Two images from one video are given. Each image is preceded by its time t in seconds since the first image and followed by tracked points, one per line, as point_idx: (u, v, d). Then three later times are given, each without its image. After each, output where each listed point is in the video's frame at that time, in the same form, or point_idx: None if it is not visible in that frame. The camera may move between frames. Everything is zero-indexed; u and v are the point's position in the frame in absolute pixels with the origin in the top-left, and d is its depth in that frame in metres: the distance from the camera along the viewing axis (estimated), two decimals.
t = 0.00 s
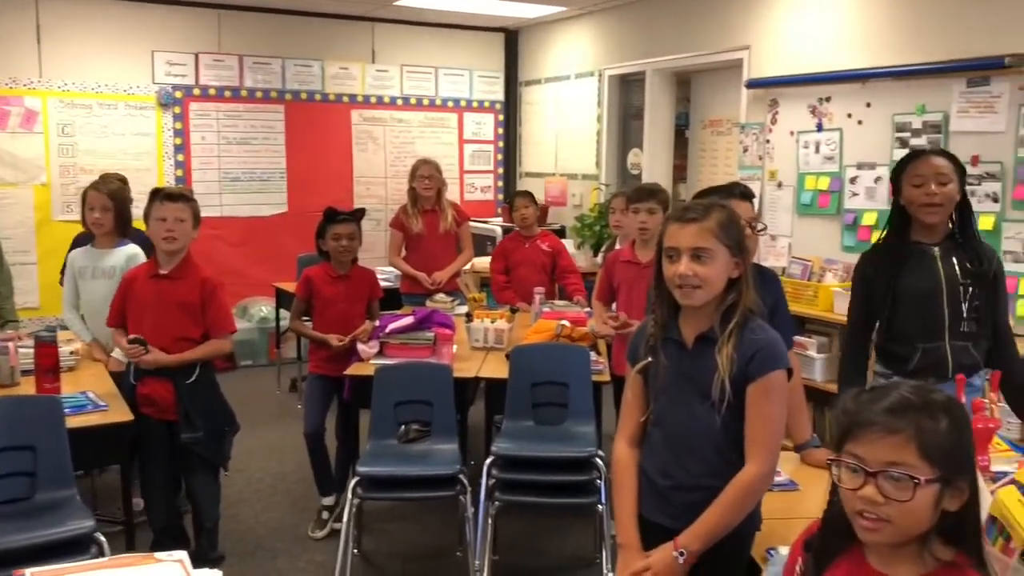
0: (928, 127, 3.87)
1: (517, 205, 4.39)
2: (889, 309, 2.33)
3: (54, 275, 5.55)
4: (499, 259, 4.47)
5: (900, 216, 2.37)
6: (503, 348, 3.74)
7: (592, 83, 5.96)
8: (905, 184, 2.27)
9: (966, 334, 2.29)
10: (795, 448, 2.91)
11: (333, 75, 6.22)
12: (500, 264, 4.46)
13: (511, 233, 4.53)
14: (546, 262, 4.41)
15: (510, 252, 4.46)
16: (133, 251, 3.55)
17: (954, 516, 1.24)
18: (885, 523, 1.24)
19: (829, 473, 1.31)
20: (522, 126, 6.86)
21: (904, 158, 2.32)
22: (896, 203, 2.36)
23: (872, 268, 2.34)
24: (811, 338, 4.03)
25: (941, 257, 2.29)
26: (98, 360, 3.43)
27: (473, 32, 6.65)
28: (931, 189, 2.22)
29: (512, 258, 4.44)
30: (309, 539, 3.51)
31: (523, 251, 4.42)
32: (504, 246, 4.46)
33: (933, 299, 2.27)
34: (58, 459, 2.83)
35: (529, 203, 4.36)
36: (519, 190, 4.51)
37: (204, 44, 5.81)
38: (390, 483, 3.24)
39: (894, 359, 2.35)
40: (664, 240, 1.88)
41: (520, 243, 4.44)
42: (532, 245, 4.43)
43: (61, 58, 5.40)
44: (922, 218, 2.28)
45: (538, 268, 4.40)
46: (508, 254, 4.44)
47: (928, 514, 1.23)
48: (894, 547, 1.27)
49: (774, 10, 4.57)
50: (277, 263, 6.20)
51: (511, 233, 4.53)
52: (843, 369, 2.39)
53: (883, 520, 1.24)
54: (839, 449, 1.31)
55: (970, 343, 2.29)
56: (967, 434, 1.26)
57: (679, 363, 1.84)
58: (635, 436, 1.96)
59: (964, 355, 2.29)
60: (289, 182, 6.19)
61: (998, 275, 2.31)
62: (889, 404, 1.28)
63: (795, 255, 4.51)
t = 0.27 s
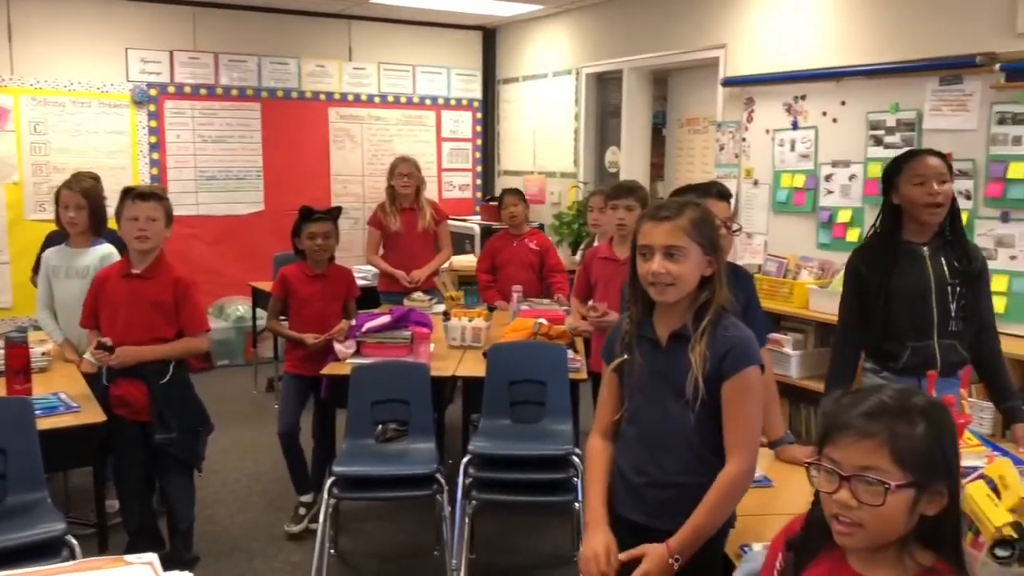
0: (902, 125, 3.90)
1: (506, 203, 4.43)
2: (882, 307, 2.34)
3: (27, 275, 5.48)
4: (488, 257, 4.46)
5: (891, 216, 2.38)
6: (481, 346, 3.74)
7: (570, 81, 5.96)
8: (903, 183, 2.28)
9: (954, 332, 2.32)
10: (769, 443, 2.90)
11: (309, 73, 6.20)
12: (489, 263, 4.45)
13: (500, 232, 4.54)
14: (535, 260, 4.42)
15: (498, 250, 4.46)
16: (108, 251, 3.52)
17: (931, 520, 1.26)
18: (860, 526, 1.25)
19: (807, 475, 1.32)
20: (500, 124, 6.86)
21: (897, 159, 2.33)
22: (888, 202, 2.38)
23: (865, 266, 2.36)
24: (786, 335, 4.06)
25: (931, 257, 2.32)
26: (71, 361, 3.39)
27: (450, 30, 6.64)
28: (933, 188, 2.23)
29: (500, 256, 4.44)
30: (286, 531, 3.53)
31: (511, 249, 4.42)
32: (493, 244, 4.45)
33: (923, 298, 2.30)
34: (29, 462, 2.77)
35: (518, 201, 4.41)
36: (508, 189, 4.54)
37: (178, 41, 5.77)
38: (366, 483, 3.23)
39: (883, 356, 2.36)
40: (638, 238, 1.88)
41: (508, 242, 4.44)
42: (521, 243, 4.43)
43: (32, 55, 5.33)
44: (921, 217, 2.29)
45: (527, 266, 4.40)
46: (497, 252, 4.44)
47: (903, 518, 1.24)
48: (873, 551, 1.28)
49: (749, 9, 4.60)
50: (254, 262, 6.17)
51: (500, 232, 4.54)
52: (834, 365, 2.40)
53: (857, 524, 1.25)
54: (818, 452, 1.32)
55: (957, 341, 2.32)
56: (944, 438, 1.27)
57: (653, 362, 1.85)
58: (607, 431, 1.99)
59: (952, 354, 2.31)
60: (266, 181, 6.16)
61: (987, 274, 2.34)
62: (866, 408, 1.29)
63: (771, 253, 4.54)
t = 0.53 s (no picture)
0: (877, 124, 3.93)
1: (497, 203, 4.44)
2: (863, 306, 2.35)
3: None
4: (477, 255, 4.45)
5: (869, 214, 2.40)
6: (459, 346, 3.74)
7: (548, 81, 5.97)
8: (883, 181, 2.30)
9: (932, 330, 2.34)
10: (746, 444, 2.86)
11: (286, 72, 6.17)
12: (478, 261, 4.44)
13: (490, 232, 4.54)
14: (524, 260, 4.42)
15: (487, 249, 4.45)
16: (85, 251, 3.50)
17: (910, 522, 1.28)
18: (839, 529, 1.27)
19: (787, 476, 1.34)
20: (478, 124, 6.85)
21: (875, 158, 2.36)
22: (865, 201, 2.40)
23: (845, 265, 2.37)
24: (764, 334, 4.08)
25: (908, 255, 2.34)
26: (42, 364, 3.35)
27: (428, 29, 6.63)
28: (913, 185, 2.27)
29: (490, 255, 4.44)
30: (263, 531, 3.52)
31: (501, 248, 4.42)
32: (482, 243, 4.45)
33: (902, 295, 2.31)
34: None
35: (510, 202, 4.43)
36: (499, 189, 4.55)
37: (154, 40, 5.72)
38: (342, 484, 3.21)
39: (863, 354, 2.36)
40: (612, 239, 1.88)
41: (498, 241, 4.44)
42: (510, 243, 4.44)
43: (5, 53, 5.27)
44: (901, 214, 2.31)
45: (515, 266, 4.40)
46: (486, 251, 4.43)
47: (882, 522, 1.26)
48: (852, 553, 1.30)
49: (725, 9, 4.62)
50: (231, 262, 6.14)
51: (490, 232, 4.54)
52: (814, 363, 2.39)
53: (835, 527, 1.27)
54: (800, 454, 1.34)
55: (935, 338, 2.34)
56: (923, 443, 1.28)
57: (629, 361, 1.86)
58: (584, 428, 2.01)
59: (930, 351, 2.33)
60: (243, 180, 6.13)
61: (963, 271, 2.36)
62: (848, 412, 1.31)
63: (748, 252, 4.57)
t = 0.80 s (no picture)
0: (852, 124, 3.96)
1: (486, 204, 4.40)
2: (820, 306, 2.39)
3: None
4: (466, 257, 4.43)
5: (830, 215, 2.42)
6: (437, 346, 3.73)
7: (526, 80, 5.97)
8: (841, 180, 2.31)
9: (893, 328, 2.34)
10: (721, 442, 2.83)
11: (263, 71, 6.14)
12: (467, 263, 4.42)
13: (479, 233, 4.52)
14: (513, 261, 4.41)
15: (476, 251, 4.43)
16: (59, 251, 3.45)
17: (882, 520, 1.29)
18: (812, 526, 1.27)
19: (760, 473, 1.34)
20: (457, 123, 6.84)
21: (833, 158, 2.37)
22: (825, 202, 2.42)
23: (804, 268, 2.41)
24: (740, 332, 4.10)
25: (867, 254, 2.34)
26: (13, 367, 3.32)
27: (406, 28, 6.61)
28: (871, 184, 2.28)
29: (478, 257, 4.42)
30: (241, 543, 3.47)
31: (490, 250, 4.41)
32: (471, 244, 4.43)
33: (861, 295, 2.32)
34: None
35: (499, 204, 4.38)
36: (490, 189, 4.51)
37: (128, 38, 5.67)
38: (319, 488, 3.17)
39: (826, 354, 2.37)
40: (587, 237, 1.88)
41: (487, 243, 4.42)
42: (499, 244, 4.42)
43: None
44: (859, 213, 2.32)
45: (504, 268, 4.39)
46: (475, 253, 4.41)
47: (854, 519, 1.26)
48: (825, 550, 1.31)
49: (703, 10, 4.63)
50: (209, 262, 6.10)
51: (478, 232, 4.51)
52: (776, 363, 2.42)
53: (808, 524, 1.27)
54: (773, 451, 1.34)
55: (897, 337, 2.34)
56: (896, 441, 1.29)
57: (603, 360, 1.86)
58: (560, 430, 1.99)
59: (891, 350, 2.33)
60: (220, 180, 6.09)
61: (925, 268, 2.36)
62: (821, 409, 1.31)
63: (725, 252, 4.59)
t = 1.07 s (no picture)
0: (827, 123, 3.99)
1: (470, 204, 4.40)
2: (769, 307, 2.41)
3: None
4: (449, 256, 4.42)
5: (781, 216, 2.44)
6: (413, 346, 3.72)
7: (504, 79, 5.96)
8: (787, 180, 2.33)
9: (844, 328, 2.34)
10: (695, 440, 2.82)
11: (238, 70, 6.10)
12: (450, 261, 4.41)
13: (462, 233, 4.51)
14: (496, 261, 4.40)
15: (459, 250, 4.42)
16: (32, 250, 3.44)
17: (853, 517, 1.29)
18: (782, 521, 1.28)
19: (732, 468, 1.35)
20: (434, 122, 6.83)
21: (781, 158, 2.39)
22: (775, 202, 2.44)
23: (754, 270, 2.44)
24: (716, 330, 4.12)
25: (815, 254, 2.35)
26: None
27: (383, 26, 6.58)
28: (817, 184, 2.29)
29: (461, 256, 4.41)
30: (216, 544, 3.45)
31: (472, 250, 4.40)
32: (454, 243, 4.42)
33: (809, 295, 2.33)
34: None
35: (483, 204, 4.38)
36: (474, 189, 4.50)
37: (101, 36, 5.62)
38: (294, 488, 3.15)
39: (778, 354, 2.39)
40: (563, 233, 1.86)
41: (470, 242, 4.41)
42: (481, 244, 4.41)
43: None
44: (806, 213, 2.33)
45: (486, 267, 4.38)
46: (458, 252, 4.40)
47: (824, 515, 1.27)
48: (797, 547, 1.31)
49: (679, 9, 4.65)
50: (185, 262, 6.06)
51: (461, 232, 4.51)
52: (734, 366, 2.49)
53: (778, 519, 1.28)
54: (745, 447, 1.35)
55: (847, 336, 2.34)
56: (867, 438, 1.29)
57: (580, 358, 1.86)
58: (534, 429, 1.96)
59: (842, 349, 2.33)
60: (195, 179, 6.05)
61: (877, 268, 2.36)
62: (793, 406, 1.32)
63: (701, 250, 4.61)
